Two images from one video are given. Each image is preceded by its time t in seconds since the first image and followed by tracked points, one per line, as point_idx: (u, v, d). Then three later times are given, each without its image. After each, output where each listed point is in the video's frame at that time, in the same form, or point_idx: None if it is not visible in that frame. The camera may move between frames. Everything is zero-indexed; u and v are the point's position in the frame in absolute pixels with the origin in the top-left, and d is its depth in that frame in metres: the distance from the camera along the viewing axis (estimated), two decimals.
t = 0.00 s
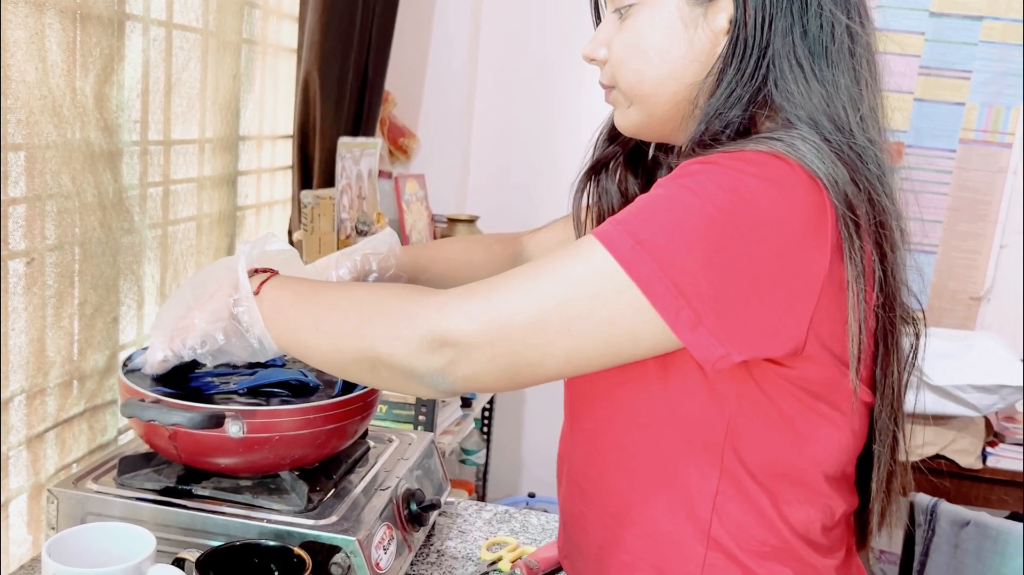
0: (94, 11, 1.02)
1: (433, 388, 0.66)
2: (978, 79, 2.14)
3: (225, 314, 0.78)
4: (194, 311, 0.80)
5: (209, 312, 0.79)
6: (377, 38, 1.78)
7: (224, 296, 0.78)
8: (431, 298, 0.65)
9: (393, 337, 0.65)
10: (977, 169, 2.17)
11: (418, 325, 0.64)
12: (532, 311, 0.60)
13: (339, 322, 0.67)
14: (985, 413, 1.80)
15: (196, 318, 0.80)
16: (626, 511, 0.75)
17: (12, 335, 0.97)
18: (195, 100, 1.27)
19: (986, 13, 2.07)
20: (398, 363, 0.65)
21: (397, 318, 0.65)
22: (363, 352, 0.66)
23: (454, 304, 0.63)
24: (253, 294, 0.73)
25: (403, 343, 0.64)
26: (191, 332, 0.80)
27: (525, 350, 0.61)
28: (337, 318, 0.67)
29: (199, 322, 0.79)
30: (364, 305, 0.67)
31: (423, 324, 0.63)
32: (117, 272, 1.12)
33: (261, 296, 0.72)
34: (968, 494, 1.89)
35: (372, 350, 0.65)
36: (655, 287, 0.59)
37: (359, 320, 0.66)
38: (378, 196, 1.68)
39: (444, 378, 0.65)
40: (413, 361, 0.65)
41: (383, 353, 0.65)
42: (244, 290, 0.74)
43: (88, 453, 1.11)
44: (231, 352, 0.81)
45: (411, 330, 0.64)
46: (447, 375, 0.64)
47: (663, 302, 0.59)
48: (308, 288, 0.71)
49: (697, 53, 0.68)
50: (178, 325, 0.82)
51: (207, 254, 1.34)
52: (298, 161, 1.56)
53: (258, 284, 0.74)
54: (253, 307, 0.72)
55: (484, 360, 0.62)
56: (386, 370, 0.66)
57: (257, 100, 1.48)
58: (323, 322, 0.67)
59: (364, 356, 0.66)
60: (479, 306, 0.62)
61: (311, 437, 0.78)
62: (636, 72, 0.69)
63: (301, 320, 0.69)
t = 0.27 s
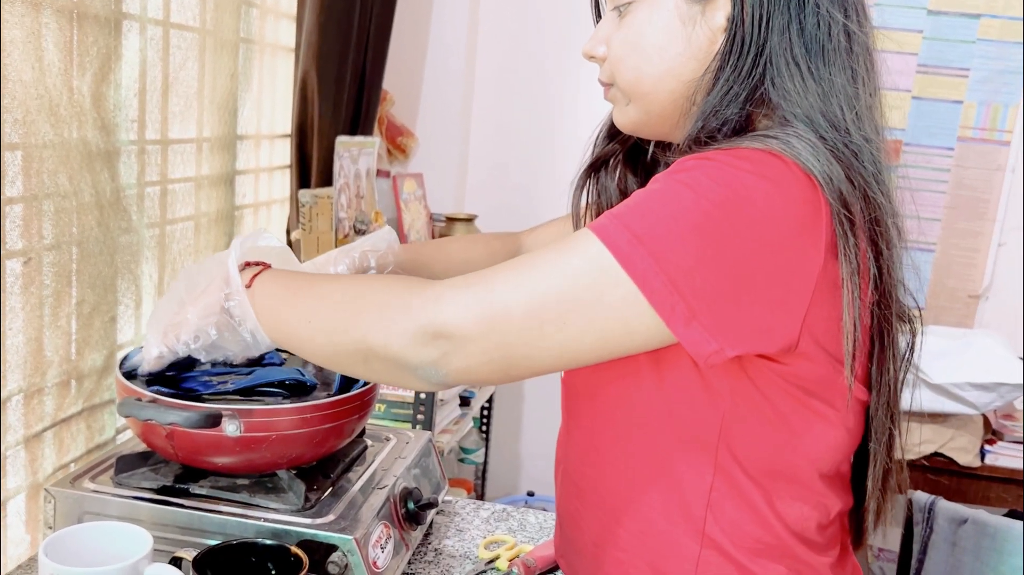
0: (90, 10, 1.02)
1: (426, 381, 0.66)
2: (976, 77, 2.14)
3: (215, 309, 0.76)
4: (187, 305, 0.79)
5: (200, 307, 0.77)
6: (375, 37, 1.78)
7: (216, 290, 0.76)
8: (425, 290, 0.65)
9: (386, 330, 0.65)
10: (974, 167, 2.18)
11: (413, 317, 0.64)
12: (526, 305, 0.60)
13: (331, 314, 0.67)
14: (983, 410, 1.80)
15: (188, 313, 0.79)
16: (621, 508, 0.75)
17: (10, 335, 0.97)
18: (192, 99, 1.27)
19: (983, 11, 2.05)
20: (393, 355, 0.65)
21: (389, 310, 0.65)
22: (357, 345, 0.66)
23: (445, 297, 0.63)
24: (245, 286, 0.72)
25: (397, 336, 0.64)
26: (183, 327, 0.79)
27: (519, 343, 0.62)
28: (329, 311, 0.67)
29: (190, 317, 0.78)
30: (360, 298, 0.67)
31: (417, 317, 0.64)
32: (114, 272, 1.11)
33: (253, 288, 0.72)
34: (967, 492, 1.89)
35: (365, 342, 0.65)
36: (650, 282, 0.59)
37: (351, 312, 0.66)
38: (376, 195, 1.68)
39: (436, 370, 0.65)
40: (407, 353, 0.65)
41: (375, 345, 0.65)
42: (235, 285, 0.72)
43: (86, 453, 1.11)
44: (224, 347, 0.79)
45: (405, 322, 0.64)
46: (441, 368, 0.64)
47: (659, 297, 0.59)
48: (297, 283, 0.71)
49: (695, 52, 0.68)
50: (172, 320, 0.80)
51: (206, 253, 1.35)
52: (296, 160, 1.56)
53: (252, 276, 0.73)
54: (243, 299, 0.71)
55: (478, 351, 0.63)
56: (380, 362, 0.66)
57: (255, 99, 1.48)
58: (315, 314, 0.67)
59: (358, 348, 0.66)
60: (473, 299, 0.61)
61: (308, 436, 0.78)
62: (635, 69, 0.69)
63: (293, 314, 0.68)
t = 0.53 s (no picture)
0: (89, 11, 1.02)
1: (430, 384, 0.66)
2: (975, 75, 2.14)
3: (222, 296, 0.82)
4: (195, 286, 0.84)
5: (208, 290, 0.83)
6: (374, 37, 1.78)
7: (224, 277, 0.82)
8: (430, 290, 0.65)
9: (395, 333, 0.64)
10: (973, 166, 2.18)
11: (420, 318, 0.63)
12: (535, 306, 0.60)
13: (336, 307, 0.67)
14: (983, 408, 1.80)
15: (196, 293, 0.84)
16: (623, 506, 0.75)
17: (9, 335, 0.97)
18: (191, 99, 1.27)
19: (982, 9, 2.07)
20: (399, 358, 0.65)
21: (399, 312, 0.65)
22: (365, 345, 0.66)
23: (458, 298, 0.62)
24: (255, 277, 0.73)
25: (403, 337, 0.64)
26: (191, 306, 0.85)
27: (526, 350, 0.61)
28: (333, 305, 0.67)
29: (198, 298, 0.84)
30: (371, 296, 0.67)
31: (426, 322, 0.63)
32: (113, 272, 1.12)
33: (261, 280, 0.73)
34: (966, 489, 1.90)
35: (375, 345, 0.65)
36: (653, 279, 0.59)
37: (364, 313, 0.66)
38: (375, 194, 1.68)
39: (441, 375, 0.64)
40: (412, 357, 0.64)
41: (384, 348, 0.65)
42: (241, 276, 0.76)
43: (86, 453, 1.11)
44: (229, 329, 0.86)
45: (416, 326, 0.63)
46: (446, 373, 0.64)
47: (663, 294, 0.59)
48: (306, 277, 0.71)
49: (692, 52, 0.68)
50: (176, 295, 0.86)
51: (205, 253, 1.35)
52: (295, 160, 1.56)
53: (269, 259, 0.75)
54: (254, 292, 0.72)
55: (485, 355, 0.62)
56: (387, 362, 0.66)
57: (254, 99, 1.49)
58: (319, 307, 0.68)
59: (365, 347, 0.66)
60: (482, 299, 0.61)
61: (308, 436, 0.79)
62: (633, 69, 0.69)
63: (299, 306, 0.69)
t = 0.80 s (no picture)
0: (89, 10, 1.02)
1: (421, 371, 0.65)
2: (975, 73, 2.14)
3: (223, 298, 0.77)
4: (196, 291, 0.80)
5: (209, 294, 0.78)
6: (374, 35, 1.78)
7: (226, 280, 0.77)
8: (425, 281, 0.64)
9: (386, 319, 0.64)
10: (973, 164, 2.16)
11: (411, 304, 0.63)
12: (522, 289, 0.59)
13: (330, 301, 0.67)
14: (985, 406, 1.78)
15: (196, 301, 0.80)
16: (618, 497, 0.75)
17: (10, 335, 0.97)
18: (191, 98, 1.27)
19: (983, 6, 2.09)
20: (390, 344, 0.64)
21: (393, 299, 0.64)
22: (356, 333, 0.66)
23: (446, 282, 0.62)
24: (252, 277, 0.72)
25: (396, 324, 0.63)
26: (190, 312, 0.80)
27: (517, 339, 0.61)
28: (329, 297, 0.67)
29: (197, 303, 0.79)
30: (370, 284, 0.67)
31: (417, 307, 0.62)
32: (114, 271, 1.11)
33: (259, 279, 0.72)
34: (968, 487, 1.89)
35: (368, 333, 0.65)
36: (638, 260, 0.58)
37: (363, 303, 0.65)
38: (376, 193, 1.67)
39: (431, 360, 0.64)
40: (403, 342, 0.64)
41: (375, 334, 0.65)
42: (244, 274, 0.74)
43: (87, 452, 1.11)
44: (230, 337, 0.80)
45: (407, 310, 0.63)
46: (436, 357, 0.63)
47: (649, 277, 0.58)
48: (301, 275, 0.71)
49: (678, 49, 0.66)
50: (179, 304, 0.82)
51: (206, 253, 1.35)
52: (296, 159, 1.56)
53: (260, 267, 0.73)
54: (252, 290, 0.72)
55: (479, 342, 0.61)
56: (379, 350, 0.65)
57: (254, 98, 1.49)
58: (315, 303, 0.68)
59: (356, 337, 0.66)
60: (474, 281, 0.60)
61: (309, 435, 0.78)
62: (620, 68, 0.68)
63: (297, 301, 0.69)
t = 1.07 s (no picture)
0: (91, 10, 1.02)
1: (440, 340, 0.64)
2: (977, 70, 2.13)
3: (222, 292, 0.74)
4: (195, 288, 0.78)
5: (208, 289, 0.76)
6: (375, 34, 1.78)
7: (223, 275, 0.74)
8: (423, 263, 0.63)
9: (396, 284, 0.62)
10: (976, 161, 2.16)
11: (426, 267, 0.61)
12: (535, 248, 0.58)
13: (338, 272, 0.65)
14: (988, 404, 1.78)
15: (196, 296, 0.78)
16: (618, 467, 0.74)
17: (13, 334, 0.97)
18: (193, 98, 1.27)
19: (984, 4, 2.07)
20: (408, 310, 0.62)
21: (403, 265, 0.63)
22: (369, 305, 0.63)
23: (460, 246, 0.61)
24: (253, 267, 0.70)
25: (410, 291, 0.62)
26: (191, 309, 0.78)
27: (541, 294, 0.59)
28: (336, 272, 0.65)
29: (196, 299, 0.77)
30: (379, 256, 0.65)
31: (428, 266, 0.61)
32: (117, 270, 1.12)
33: (261, 268, 0.70)
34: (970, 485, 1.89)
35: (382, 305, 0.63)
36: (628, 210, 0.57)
37: (372, 271, 0.63)
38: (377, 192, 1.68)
39: (453, 324, 0.62)
40: (421, 310, 0.62)
41: (389, 302, 0.63)
42: (243, 266, 0.71)
43: (90, 451, 1.11)
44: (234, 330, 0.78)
45: (422, 273, 0.61)
46: (458, 321, 0.62)
47: (649, 227, 0.58)
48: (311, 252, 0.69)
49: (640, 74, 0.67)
50: (179, 301, 0.80)
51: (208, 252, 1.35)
52: (298, 158, 1.56)
53: (259, 257, 0.71)
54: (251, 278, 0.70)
55: (500, 301, 0.60)
56: (393, 320, 0.63)
57: (256, 97, 1.49)
58: (323, 277, 0.65)
59: (371, 306, 0.63)
60: (490, 243, 0.59)
61: (312, 433, 0.78)
62: (587, 90, 0.69)
63: (301, 280, 0.67)
